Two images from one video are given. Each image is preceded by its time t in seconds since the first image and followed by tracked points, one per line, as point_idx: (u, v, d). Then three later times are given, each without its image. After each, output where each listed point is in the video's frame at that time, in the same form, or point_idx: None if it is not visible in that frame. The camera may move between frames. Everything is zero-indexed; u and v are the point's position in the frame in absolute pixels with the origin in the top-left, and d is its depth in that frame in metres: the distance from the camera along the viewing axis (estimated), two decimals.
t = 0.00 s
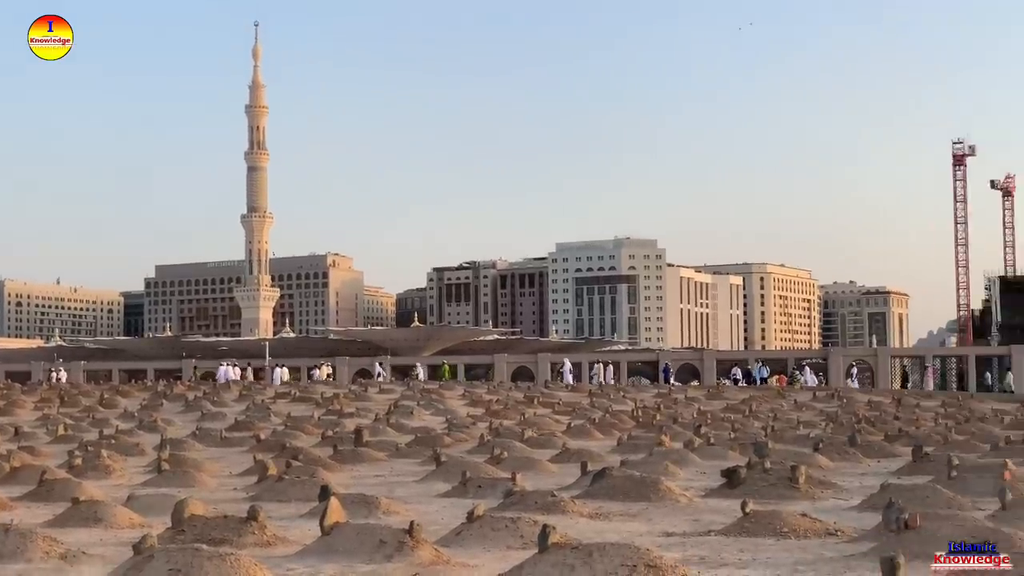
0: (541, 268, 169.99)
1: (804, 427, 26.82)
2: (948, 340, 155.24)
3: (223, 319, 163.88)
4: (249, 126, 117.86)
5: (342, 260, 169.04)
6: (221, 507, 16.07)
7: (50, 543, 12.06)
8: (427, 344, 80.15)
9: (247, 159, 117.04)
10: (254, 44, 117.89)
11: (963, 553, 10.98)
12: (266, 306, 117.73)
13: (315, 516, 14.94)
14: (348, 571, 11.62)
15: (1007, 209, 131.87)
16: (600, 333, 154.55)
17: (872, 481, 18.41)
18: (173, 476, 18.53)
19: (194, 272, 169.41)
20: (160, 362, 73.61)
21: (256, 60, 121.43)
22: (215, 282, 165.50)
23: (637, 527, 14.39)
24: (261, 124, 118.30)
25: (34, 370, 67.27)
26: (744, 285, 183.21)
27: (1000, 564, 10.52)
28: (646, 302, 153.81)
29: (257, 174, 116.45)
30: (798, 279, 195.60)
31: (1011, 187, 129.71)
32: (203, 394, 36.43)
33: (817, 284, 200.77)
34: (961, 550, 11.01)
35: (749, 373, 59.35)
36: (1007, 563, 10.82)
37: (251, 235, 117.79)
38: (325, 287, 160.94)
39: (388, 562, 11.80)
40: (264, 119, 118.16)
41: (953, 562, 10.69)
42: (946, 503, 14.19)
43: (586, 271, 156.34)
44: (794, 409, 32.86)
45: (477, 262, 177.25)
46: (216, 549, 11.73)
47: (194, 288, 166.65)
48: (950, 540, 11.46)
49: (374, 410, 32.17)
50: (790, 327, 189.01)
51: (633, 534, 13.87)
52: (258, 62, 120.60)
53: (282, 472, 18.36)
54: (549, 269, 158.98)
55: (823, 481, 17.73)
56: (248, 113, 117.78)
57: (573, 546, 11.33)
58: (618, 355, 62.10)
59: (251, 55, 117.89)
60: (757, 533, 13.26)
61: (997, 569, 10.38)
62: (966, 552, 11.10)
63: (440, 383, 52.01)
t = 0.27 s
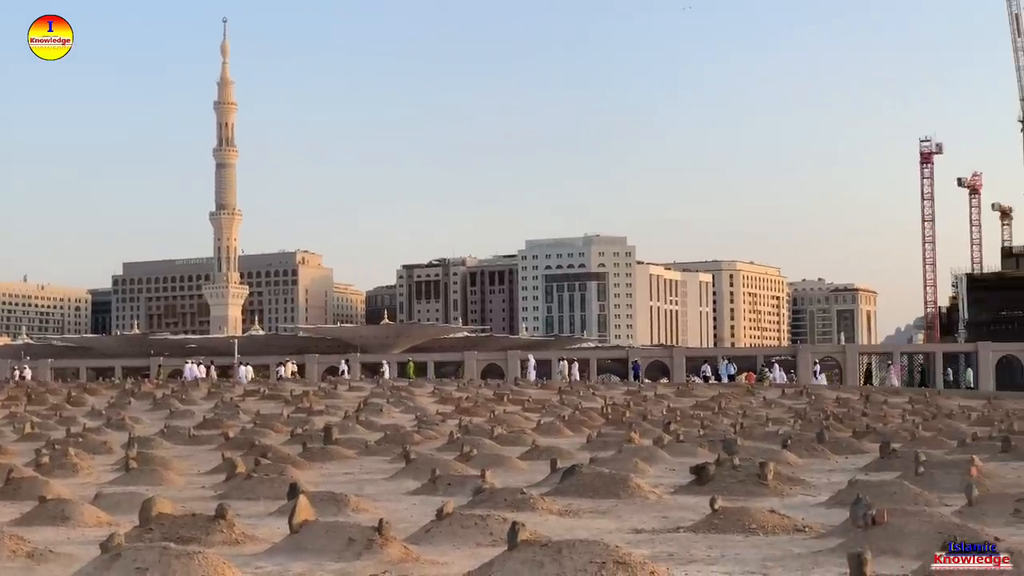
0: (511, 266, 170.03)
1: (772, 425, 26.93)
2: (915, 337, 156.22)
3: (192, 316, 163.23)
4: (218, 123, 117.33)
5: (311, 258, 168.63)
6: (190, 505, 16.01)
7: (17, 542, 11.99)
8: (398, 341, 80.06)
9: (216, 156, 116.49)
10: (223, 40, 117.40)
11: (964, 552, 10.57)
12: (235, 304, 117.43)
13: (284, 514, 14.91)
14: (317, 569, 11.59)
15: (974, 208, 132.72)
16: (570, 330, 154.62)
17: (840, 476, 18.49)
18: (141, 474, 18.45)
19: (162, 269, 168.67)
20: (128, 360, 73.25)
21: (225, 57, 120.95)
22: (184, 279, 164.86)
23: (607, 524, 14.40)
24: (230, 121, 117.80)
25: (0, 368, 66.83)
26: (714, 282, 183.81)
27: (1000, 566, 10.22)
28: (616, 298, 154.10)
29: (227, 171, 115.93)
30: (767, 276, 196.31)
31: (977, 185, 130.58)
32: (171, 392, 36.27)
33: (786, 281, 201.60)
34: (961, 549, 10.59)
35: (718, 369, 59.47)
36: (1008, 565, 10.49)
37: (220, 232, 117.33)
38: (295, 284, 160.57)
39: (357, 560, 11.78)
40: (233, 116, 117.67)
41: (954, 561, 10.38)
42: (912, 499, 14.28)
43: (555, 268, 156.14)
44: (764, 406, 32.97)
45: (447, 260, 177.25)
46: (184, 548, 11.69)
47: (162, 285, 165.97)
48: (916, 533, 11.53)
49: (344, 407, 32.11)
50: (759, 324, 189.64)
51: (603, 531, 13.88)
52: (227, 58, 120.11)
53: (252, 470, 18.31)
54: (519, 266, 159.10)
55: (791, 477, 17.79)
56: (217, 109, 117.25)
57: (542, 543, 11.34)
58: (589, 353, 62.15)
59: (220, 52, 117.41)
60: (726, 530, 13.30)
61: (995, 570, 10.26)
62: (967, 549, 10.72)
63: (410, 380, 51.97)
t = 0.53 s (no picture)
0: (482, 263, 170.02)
1: (743, 421, 27.02)
2: (883, 335, 156.98)
3: (161, 315, 162.46)
4: (187, 120, 116.74)
5: (282, 256, 168.10)
6: (159, 505, 15.94)
7: None
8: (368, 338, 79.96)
9: (186, 153, 115.88)
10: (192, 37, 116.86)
11: (965, 554, 10.41)
12: (205, 302, 117.03)
13: (254, 513, 14.88)
14: (287, 567, 11.57)
15: (942, 206, 133.54)
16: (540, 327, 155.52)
17: (810, 473, 18.56)
18: (109, 473, 18.35)
19: (132, 267, 167.79)
20: (97, 358, 72.82)
21: (194, 54, 120.34)
22: (154, 277, 164.05)
23: (576, 522, 14.42)
24: (199, 118, 117.22)
25: None
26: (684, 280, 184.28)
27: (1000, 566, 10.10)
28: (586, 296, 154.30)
29: (196, 168, 115.35)
30: (737, 274, 196.95)
31: (945, 183, 131.36)
32: (141, 390, 36.09)
33: (756, 279, 202.31)
34: (961, 549, 10.43)
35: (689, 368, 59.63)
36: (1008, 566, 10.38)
37: (189, 230, 116.76)
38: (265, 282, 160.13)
39: (327, 558, 11.76)
40: (202, 113, 117.09)
41: (953, 562, 10.16)
42: (881, 495, 14.35)
43: (526, 266, 155.45)
44: (734, 404, 33.09)
45: (417, 257, 177.04)
46: (153, 548, 11.63)
47: (131, 283, 165.11)
48: (882, 530, 11.60)
49: (314, 405, 32.02)
50: (729, 321, 190.19)
51: (573, 529, 13.90)
52: (196, 55, 119.58)
53: (221, 469, 18.24)
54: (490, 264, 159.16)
55: (760, 474, 17.84)
56: (186, 106, 116.66)
57: (513, 541, 11.35)
58: (560, 350, 62.16)
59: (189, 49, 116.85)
60: (696, 526, 13.33)
61: (996, 570, 10.11)
62: (967, 550, 10.57)
63: (380, 378, 51.87)
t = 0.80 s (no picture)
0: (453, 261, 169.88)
1: (712, 419, 27.11)
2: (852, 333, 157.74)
3: (130, 313, 161.74)
4: (157, 117, 116.19)
5: (252, 254, 167.60)
6: (127, 504, 15.87)
7: None
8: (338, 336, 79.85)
9: (155, 151, 115.33)
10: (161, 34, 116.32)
11: (964, 553, 10.35)
12: (174, 300, 116.65)
13: (223, 512, 14.82)
14: (255, 566, 11.54)
15: (911, 204, 134.28)
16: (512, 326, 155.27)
17: (779, 471, 18.62)
18: (78, 472, 18.24)
19: (101, 265, 167.00)
20: (65, 356, 72.35)
21: (164, 51, 119.80)
22: (123, 275, 163.33)
23: (546, 520, 14.43)
24: (168, 115, 116.68)
25: None
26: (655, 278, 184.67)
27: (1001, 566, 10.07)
28: (557, 294, 154.50)
29: (165, 166, 114.83)
30: (707, 272, 197.49)
31: (914, 183, 132.09)
32: (109, 388, 35.91)
33: (726, 277, 202.93)
34: (963, 549, 10.38)
35: (661, 366, 59.77)
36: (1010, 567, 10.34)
37: (159, 228, 116.23)
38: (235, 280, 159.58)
39: (297, 557, 11.72)
40: (172, 110, 116.56)
41: (954, 561, 10.11)
42: (849, 492, 14.43)
43: (496, 264, 155.75)
44: (704, 402, 33.19)
45: (388, 256, 176.90)
46: (120, 547, 11.59)
47: (100, 281, 164.35)
48: (850, 526, 11.65)
49: (284, 404, 31.94)
50: (699, 320, 190.70)
51: (542, 527, 13.91)
52: (166, 52, 119.06)
53: (190, 468, 18.15)
54: (461, 262, 159.20)
55: (731, 472, 17.88)
56: (156, 104, 116.11)
57: (482, 539, 11.35)
58: (531, 348, 62.18)
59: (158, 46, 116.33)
60: (666, 524, 13.36)
61: (997, 570, 10.05)
62: (965, 550, 10.51)
63: (350, 377, 51.81)
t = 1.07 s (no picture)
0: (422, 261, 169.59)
1: (681, 418, 27.19)
2: (820, 333, 158.42)
3: (97, 312, 160.93)
4: (124, 115, 115.47)
5: (220, 253, 166.94)
6: (94, 503, 15.78)
7: None
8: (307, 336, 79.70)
9: (122, 149, 114.55)
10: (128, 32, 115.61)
11: (960, 554, 10.62)
12: (141, 299, 116.19)
13: (189, 512, 14.77)
14: (222, 567, 11.47)
15: (878, 205, 134.95)
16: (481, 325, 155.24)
17: (746, 470, 18.68)
18: (42, 472, 18.15)
19: (67, 264, 166.10)
20: (31, 355, 71.89)
21: (131, 49, 119.08)
22: (90, 274, 162.50)
23: (514, 519, 14.44)
24: (135, 113, 115.99)
25: None
26: (624, 278, 185.04)
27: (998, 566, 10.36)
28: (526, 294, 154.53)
29: (132, 164, 114.12)
30: (676, 272, 197.93)
31: (881, 184, 132.76)
32: (76, 387, 35.71)
33: (695, 277, 203.43)
34: (960, 550, 10.64)
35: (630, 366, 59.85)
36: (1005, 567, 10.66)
37: (126, 227, 115.56)
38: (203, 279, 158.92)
39: (263, 558, 11.68)
40: (139, 108, 115.87)
41: (954, 560, 10.29)
42: (815, 491, 14.49)
43: (465, 264, 155.80)
44: (672, 401, 33.29)
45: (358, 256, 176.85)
46: (86, 546, 11.52)
47: (67, 280, 163.48)
48: (816, 526, 11.70)
49: (253, 403, 31.86)
50: (668, 320, 191.12)
51: (512, 526, 13.92)
52: (133, 50, 118.37)
53: (156, 468, 18.08)
54: (430, 262, 159.10)
55: (698, 472, 17.94)
56: (123, 102, 115.41)
57: (450, 539, 11.36)
58: (500, 348, 62.16)
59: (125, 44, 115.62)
60: (633, 523, 13.40)
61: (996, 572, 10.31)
62: (963, 551, 10.86)
63: (319, 376, 51.69)
